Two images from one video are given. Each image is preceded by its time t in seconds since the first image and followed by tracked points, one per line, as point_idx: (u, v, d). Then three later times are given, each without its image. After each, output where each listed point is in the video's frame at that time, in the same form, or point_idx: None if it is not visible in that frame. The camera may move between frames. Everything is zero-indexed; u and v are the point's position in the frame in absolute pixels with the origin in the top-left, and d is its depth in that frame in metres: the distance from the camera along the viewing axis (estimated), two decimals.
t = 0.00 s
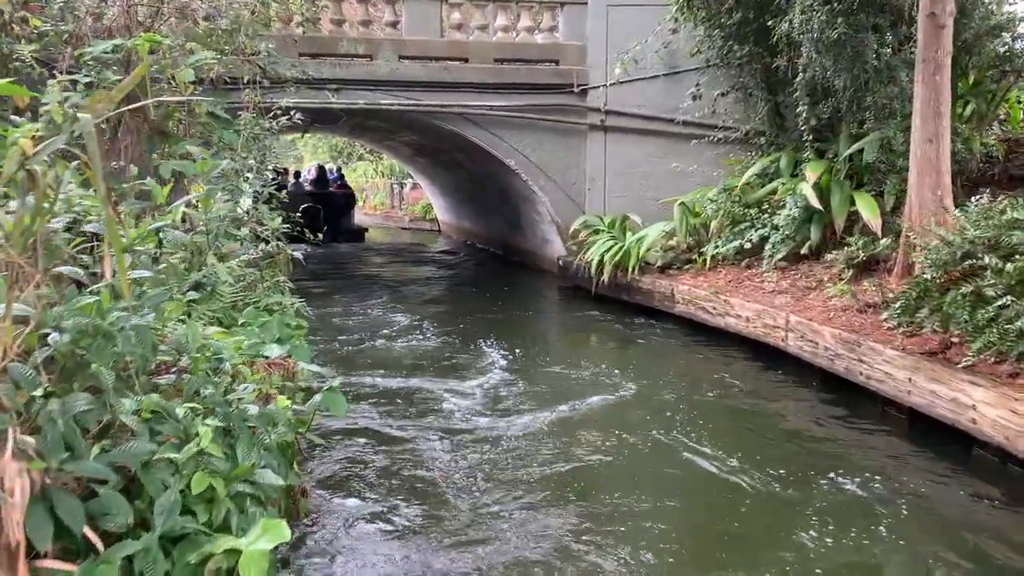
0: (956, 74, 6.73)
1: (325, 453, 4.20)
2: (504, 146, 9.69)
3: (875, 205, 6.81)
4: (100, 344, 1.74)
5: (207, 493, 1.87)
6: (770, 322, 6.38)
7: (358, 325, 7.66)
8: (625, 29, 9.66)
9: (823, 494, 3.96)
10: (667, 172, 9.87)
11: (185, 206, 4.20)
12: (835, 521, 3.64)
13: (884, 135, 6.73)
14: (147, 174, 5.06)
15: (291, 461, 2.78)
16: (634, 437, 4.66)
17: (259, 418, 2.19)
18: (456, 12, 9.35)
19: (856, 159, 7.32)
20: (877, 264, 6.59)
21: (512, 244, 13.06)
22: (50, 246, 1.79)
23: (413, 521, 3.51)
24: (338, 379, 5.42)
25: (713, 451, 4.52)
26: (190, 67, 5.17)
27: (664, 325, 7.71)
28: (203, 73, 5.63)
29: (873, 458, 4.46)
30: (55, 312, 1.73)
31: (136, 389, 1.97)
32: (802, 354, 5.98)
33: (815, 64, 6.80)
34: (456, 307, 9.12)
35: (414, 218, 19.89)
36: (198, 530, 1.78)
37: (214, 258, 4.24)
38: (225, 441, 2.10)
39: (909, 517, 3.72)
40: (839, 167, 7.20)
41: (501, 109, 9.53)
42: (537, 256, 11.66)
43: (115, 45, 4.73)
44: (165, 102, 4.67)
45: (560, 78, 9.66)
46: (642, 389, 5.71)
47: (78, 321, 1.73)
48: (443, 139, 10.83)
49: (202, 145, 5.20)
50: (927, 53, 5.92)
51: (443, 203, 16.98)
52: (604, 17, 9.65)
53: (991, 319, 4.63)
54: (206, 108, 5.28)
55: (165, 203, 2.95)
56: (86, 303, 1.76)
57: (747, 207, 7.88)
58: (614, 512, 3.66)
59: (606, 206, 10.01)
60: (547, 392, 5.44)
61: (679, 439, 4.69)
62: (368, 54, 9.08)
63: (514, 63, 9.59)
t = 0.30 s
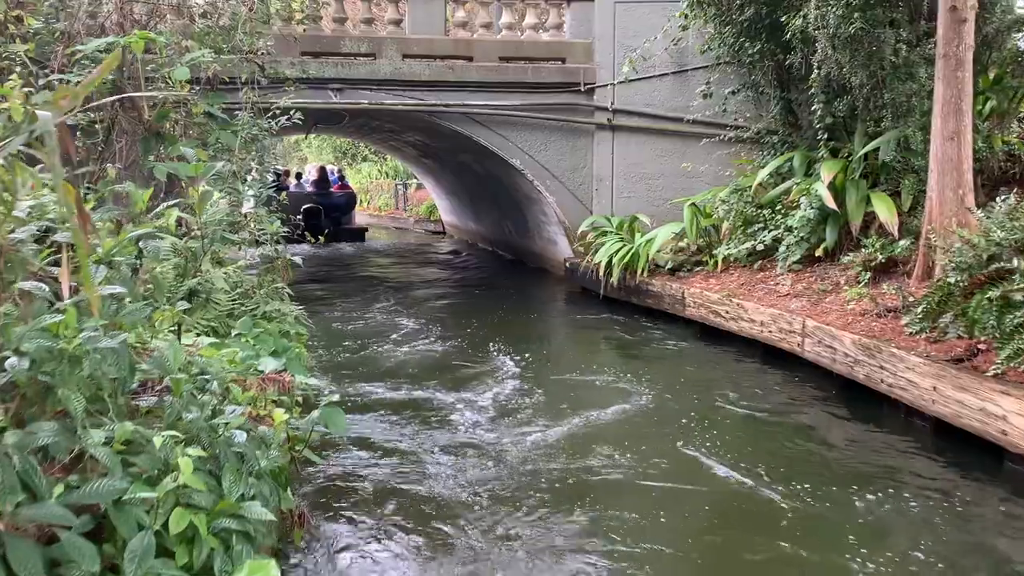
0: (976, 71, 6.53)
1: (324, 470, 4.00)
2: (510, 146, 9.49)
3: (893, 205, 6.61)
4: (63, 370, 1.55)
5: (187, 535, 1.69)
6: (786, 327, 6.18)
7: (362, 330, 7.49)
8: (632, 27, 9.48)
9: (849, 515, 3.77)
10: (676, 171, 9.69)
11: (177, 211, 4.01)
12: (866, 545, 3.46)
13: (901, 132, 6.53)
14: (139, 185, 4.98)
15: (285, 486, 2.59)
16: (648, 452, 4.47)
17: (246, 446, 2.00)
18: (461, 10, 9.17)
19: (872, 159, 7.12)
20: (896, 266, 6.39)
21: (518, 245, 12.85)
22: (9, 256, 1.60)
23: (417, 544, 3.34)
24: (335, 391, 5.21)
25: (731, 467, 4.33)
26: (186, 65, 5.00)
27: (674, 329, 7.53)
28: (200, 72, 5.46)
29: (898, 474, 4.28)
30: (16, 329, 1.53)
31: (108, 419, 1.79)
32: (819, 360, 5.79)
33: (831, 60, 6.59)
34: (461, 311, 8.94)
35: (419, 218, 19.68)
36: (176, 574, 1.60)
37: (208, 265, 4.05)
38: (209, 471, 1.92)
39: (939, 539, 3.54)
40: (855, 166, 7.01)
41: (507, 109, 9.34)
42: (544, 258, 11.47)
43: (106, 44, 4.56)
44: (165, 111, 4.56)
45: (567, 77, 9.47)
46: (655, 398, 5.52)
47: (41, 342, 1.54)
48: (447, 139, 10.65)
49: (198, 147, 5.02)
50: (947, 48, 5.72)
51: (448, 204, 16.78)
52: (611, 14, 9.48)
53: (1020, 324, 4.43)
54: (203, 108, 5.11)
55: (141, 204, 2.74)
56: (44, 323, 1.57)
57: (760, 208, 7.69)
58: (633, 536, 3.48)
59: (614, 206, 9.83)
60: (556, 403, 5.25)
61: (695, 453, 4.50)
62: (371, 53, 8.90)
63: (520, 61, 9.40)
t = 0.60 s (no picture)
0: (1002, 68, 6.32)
1: (325, 487, 3.81)
2: (519, 146, 9.31)
3: (915, 207, 6.40)
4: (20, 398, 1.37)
5: None
6: (806, 333, 5.98)
7: (367, 335, 7.31)
8: (644, 24, 9.29)
9: (880, 540, 3.57)
10: (690, 171, 9.50)
11: (173, 214, 3.83)
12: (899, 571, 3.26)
13: (924, 131, 6.32)
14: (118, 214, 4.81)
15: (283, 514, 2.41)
16: (665, 467, 4.28)
17: (236, 476, 1.82)
18: (469, 8, 8.99)
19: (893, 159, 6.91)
20: (919, 270, 6.19)
21: (526, 246, 12.66)
22: None
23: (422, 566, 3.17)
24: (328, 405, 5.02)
25: (753, 484, 4.14)
26: (185, 62, 4.82)
27: (688, 335, 7.34)
28: (200, 69, 5.28)
29: (928, 491, 4.09)
30: None
31: (77, 453, 1.60)
32: (841, 367, 5.59)
33: (851, 57, 6.38)
34: (468, 315, 8.76)
35: (426, 219, 19.50)
36: None
37: (205, 270, 3.87)
38: (190, 508, 1.73)
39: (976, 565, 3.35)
40: (875, 167, 6.80)
41: (516, 109, 9.15)
42: (553, 260, 11.28)
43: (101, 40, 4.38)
44: (163, 110, 4.38)
45: (578, 75, 9.26)
46: (671, 408, 5.32)
47: None
48: (455, 139, 10.47)
49: (198, 147, 4.84)
50: (974, 43, 5.50)
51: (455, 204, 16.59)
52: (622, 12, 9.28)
53: None
54: (203, 106, 4.93)
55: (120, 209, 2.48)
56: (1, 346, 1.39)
57: (776, 209, 7.49)
58: (652, 560, 3.29)
59: (626, 207, 9.64)
60: (569, 414, 5.06)
61: (715, 469, 4.31)
62: (378, 52, 8.73)
63: (529, 60, 9.22)
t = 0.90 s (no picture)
0: None
1: (327, 504, 3.63)
2: (530, 146, 9.10)
3: (942, 208, 6.18)
4: None
5: None
6: (830, 340, 5.76)
7: (374, 340, 7.11)
8: (658, 20, 9.06)
9: (917, 561, 3.36)
10: (705, 171, 9.28)
11: (170, 217, 3.65)
12: None
13: (952, 129, 6.10)
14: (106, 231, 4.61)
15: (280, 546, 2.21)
16: (686, 484, 4.08)
17: (220, 514, 1.62)
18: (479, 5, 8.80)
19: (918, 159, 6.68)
20: (947, 273, 5.96)
21: (537, 247, 12.46)
22: None
23: None
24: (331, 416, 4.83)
25: (779, 501, 3.94)
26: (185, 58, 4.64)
27: (704, 340, 7.12)
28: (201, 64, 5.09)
29: (964, 509, 3.87)
30: None
31: (39, 490, 1.41)
32: (866, 376, 5.37)
33: (876, 53, 6.16)
34: (478, 318, 8.56)
35: (434, 219, 19.30)
36: None
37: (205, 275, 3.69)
38: (169, 550, 1.53)
39: None
40: (899, 167, 6.58)
41: (527, 108, 8.95)
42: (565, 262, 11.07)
43: (96, 35, 4.19)
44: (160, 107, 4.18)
45: (590, 73, 9.06)
46: (689, 418, 5.12)
47: None
48: (465, 138, 10.27)
49: (199, 147, 4.67)
50: (1005, 37, 5.27)
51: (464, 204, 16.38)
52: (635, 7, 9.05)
53: None
54: (204, 103, 4.73)
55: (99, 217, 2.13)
56: None
57: (796, 211, 7.26)
58: None
59: (639, 208, 9.43)
60: (584, 425, 4.86)
61: (739, 485, 4.10)
62: (386, 49, 8.53)
63: (540, 58, 9.01)
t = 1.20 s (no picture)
0: None
1: (331, 526, 3.43)
2: (542, 146, 8.88)
3: (971, 208, 5.95)
4: None
5: None
6: (855, 347, 5.53)
7: (382, 346, 6.92)
8: (672, 16, 8.85)
9: None
10: (721, 171, 9.06)
11: (167, 223, 3.47)
12: None
13: (982, 127, 5.87)
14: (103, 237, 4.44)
15: None
16: (709, 503, 3.87)
17: (196, 570, 1.42)
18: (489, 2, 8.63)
19: (945, 158, 6.45)
20: (978, 278, 5.73)
21: (548, 249, 12.24)
22: None
23: None
24: (337, 429, 4.64)
25: (808, 520, 3.73)
26: (186, 56, 4.46)
27: (722, 346, 6.91)
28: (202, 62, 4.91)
29: (1005, 530, 3.65)
30: None
31: None
32: (895, 385, 5.14)
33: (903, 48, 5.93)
34: (488, 322, 8.36)
35: (444, 221, 19.10)
36: None
37: (203, 283, 3.51)
38: None
39: None
40: (925, 166, 6.34)
41: (539, 107, 8.74)
42: (576, 264, 10.85)
43: (91, 32, 4.01)
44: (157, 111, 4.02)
45: (603, 71, 8.86)
46: (710, 430, 4.91)
47: None
48: (475, 139, 10.08)
49: (198, 149, 4.49)
50: None
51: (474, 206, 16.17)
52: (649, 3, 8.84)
53: None
54: (204, 102, 4.55)
55: (61, 227, 1.98)
56: None
57: (817, 212, 7.03)
58: None
59: (653, 209, 9.21)
60: (600, 439, 4.66)
61: (764, 503, 3.90)
62: (394, 48, 8.35)
63: (552, 56, 8.81)
